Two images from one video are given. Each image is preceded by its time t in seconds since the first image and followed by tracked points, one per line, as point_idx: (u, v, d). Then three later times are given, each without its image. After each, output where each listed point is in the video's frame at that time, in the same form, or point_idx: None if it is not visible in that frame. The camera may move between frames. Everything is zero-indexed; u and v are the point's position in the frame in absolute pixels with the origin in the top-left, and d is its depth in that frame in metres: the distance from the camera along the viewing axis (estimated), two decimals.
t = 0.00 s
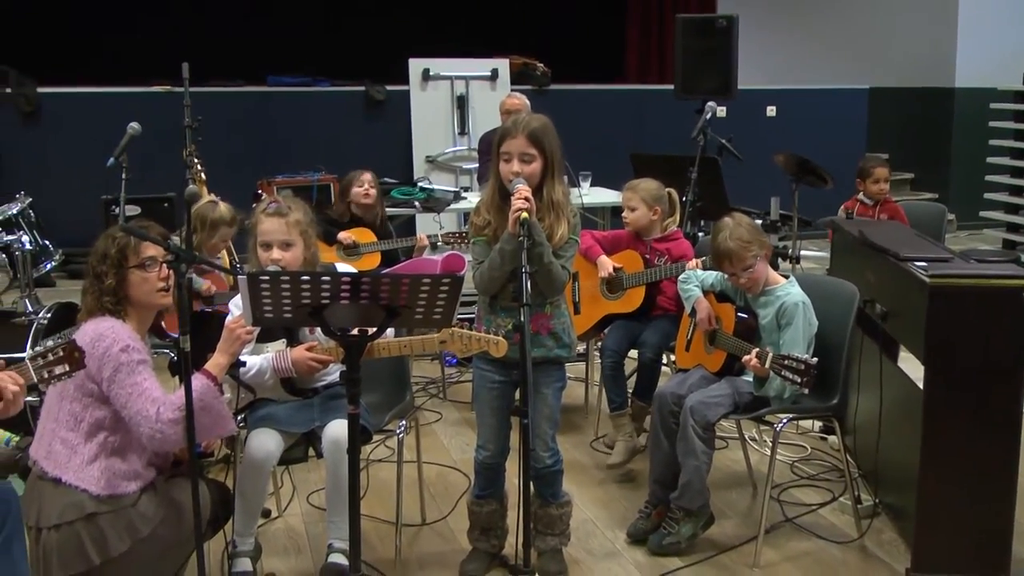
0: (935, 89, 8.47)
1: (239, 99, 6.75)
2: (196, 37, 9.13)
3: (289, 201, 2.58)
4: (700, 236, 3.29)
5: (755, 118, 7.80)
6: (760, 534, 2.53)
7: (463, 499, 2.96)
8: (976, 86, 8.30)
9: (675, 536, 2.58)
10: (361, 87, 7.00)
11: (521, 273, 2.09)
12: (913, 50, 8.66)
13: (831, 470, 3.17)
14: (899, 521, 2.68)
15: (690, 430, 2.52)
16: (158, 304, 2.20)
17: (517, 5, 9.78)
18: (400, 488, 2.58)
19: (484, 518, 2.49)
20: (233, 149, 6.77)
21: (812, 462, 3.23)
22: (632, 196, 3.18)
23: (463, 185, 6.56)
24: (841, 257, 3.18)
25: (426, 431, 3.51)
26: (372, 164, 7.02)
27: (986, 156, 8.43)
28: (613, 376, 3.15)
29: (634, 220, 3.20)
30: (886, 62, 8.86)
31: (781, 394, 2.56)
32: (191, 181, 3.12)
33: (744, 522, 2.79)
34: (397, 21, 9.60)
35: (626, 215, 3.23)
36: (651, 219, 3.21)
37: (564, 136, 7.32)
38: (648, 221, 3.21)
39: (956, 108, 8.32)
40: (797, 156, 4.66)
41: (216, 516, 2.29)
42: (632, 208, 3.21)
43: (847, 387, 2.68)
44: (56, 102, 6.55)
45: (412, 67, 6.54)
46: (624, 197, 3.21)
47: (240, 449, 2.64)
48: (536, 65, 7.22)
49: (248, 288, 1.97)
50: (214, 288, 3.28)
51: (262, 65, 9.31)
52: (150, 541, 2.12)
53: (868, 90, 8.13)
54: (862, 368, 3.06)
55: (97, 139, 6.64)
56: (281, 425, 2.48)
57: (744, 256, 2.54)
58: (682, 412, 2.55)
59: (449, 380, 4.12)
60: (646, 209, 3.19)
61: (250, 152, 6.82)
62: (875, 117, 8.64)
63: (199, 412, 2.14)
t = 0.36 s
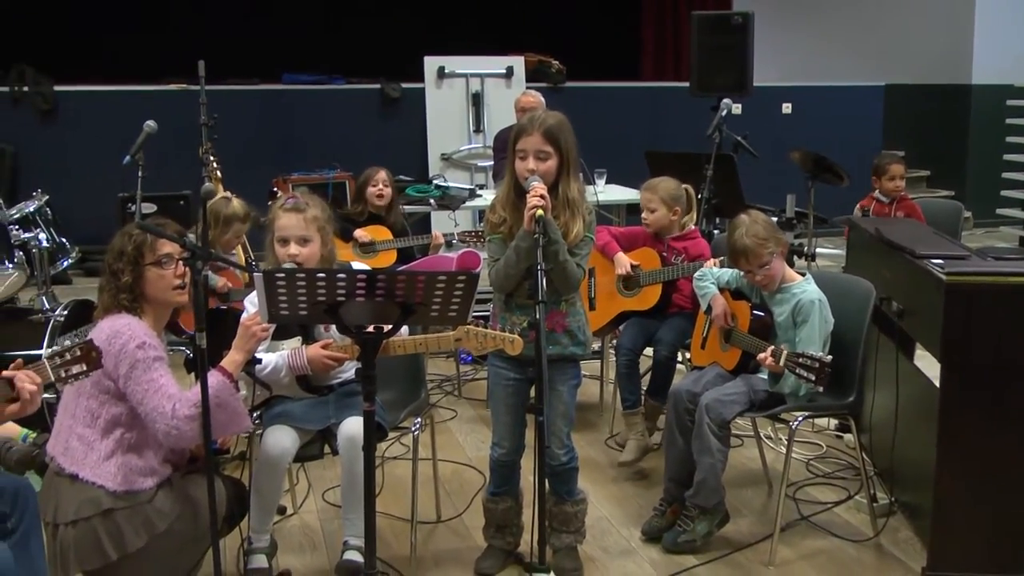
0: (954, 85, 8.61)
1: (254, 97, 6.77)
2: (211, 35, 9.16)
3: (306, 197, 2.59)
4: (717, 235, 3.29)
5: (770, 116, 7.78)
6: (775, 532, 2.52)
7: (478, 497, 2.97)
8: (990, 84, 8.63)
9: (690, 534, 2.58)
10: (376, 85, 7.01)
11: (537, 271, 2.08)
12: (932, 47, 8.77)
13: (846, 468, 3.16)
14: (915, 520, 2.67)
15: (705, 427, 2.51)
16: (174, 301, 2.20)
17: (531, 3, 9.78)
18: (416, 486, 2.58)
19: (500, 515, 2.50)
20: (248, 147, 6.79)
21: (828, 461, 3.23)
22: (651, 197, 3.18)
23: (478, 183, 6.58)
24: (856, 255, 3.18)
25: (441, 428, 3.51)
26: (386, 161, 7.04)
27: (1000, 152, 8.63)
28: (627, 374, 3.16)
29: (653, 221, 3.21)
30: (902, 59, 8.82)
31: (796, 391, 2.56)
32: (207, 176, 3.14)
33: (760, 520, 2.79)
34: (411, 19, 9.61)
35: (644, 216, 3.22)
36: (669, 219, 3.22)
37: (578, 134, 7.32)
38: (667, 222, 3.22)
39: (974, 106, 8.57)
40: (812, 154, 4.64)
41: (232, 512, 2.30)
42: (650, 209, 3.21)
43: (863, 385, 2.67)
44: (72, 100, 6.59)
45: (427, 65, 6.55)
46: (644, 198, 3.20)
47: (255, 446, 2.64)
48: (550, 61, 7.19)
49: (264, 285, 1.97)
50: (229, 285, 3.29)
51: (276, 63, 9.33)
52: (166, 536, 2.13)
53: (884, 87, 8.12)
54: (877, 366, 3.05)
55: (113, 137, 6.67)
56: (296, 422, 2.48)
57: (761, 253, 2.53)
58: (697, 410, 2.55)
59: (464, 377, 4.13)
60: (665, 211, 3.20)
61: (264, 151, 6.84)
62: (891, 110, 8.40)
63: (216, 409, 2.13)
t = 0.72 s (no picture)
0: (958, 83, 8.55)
1: (258, 98, 6.77)
2: (215, 35, 9.17)
3: (309, 198, 2.59)
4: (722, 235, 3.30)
5: (773, 115, 7.78)
6: (779, 531, 2.52)
7: (482, 496, 2.97)
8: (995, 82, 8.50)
9: (694, 533, 2.57)
10: (380, 84, 7.02)
11: (540, 271, 2.08)
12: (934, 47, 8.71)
13: (850, 467, 3.16)
14: (919, 519, 2.67)
15: (709, 427, 2.51)
16: (177, 301, 2.20)
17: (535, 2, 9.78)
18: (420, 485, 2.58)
19: (503, 515, 2.50)
20: (251, 147, 6.80)
21: (831, 460, 3.23)
22: (676, 202, 3.17)
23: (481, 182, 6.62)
24: (860, 254, 3.17)
25: (445, 428, 3.51)
26: (389, 161, 7.05)
27: (1004, 151, 8.60)
28: (631, 373, 3.18)
29: (683, 223, 3.21)
30: (905, 57, 8.80)
31: (800, 391, 2.56)
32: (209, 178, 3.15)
33: (763, 519, 2.79)
34: (415, 19, 9.62)
35: (673, 223, 3.20)
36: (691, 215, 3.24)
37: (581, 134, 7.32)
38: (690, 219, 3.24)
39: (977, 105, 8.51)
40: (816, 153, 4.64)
41: (236, 512, 2.30)
42: (675, 215, 3.20)
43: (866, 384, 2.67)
44: (76, 101, 6.59)
45: (430, 65, 6.55)
46: (670, 207, 3.17)
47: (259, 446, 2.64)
48: (553, 61, 7.19)
49: (268, 285, 1.97)
50: (232, 285, 3.30)
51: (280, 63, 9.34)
52: (171, 535, 2.13)
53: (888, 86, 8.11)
54: (881, 365, 3.05)
55: (117, 138, 6.68)
56: (300, 421, 2.48)
57: (764, 252, 2.53)
58: (701, 410, 2.55)
59: (467, 377, 4.13)
60: (688, 208, 3.21)
61: (267, 151, 6.85)
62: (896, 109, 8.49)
63: (219, 408, 2.14)
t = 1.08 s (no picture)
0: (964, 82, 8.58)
1: (262, 95, 6.77)
2: (219, 34, 9.18)
3: (313, 195, 2.59)
4: (727, 234, 3.30)
5: (778, 114, 7.78)
6: (783, 529, 2.52)
7: (486, 494, 2.98)
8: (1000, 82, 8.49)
9: (697, 532, 2.58)
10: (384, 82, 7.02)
11: (545, 268, 2.08)
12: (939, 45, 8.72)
13: (854, 467, 3.16)
14: (923, 518, 2.67)
15: (713, 425, 2.51)
16: (181, 298, 2.20)
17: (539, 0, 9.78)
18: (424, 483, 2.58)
19: (507, 513, 2.50)
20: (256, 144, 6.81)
21: (835, 459, 3.23)
22: (689, 201, 3.17)
23: (486, 180, 6.61)
24: (864, 252, 3.17)
25: (449, 426, 3.52)
26: (393, 159, 7.05)
27: (1008, 150, 8.60)
28: (637, 367, 3.17)
29: (695, 221, 3.22)
30: (910, 56, 8.79)
31: (803, 389, 2.54)
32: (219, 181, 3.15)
33: (767, 518, 2.79)
34: (420, 17, 9.61)
35: (685, 222, 3.20)
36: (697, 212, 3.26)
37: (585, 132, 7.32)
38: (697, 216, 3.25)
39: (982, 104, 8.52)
40: (820, 152, 4.64)
41: (241, 510, 2.31)
42: (688, 213, 3.20)
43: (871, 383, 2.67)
44: (80, 98, 6.60)
45: (435, 63, 6.55)
46: (684, 206, 3.16)
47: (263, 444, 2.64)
48: (558, 60, 7.20)
49: (273, 282, 1.97)
50: (238, 284, 3.30)
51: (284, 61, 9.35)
52: (175, 532, 2.13)
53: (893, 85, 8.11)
54: (885, 363, 3.05)
55: (121, 135, 6.69)
56: (305, 418, 2.48)
57: (769, 251, 2.53)
58: (705, 408, 2.55)
59: (472, 375, 4.14)
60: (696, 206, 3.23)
61: (272, 148, 6.86)
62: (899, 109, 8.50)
63: (224, 405, 2.14)
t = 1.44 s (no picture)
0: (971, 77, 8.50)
1: (271, 93, 6.79)
2: (228, 32, 9.19)
3: (323, 192, 2.59)
4: (738, 230, 3.28)
5: (787, 109, 7.77)
6: (793, 525, 2.52)
7: (496, 490, 2.98)
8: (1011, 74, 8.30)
9: (708, 528, 2.58)
10: (393, 80, 7.02)
11: (554, 265, 2.08)
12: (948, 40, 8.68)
13: (865, 463, 3.16)
14: (935, 513, 2.67)
15: (723, 421, 2.52)
16: (192, 295, 2.21)
17: None
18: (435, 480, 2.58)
19: (518, 509, 2.50)
20: (264, 142, 6.82)
21: (845, 455, 3.22)
22: (698, 199, 3.16)
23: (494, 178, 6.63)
24: (875, 247, 3.17)
25: (459, 423, 3.52)
26: (401, 156, 7.05)
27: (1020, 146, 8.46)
28: (646, 366, 3.19)
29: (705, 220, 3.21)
30: (919, 51, 8.76)
31: (814, 385, 2.52)
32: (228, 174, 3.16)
33: (777, 514, 2.79)
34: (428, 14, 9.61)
35: (695, 220, 3.19)
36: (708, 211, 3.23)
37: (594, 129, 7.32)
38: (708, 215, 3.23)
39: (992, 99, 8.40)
40: (830, 147, 4.62)
41: (252, 507, 2.31)
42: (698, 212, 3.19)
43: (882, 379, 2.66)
44: (89, 96, 6.62)
45: (443, 60, 6.56)
46: (693, 204, 3.16)
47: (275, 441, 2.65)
48: (567, 56, 7.20)
49: (283, 279, 1.97)
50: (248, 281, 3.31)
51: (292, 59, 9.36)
52: (186, 529, 2.14)
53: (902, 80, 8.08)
54: (895, 359, 3.05)
55: (130, 133, 6.70)
56: (315, 416, 2.47)
57: (779, 246, 2.53)
58: (715, 404, 2.56)
59: (481, 372, 4.14)
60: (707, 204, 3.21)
61: (280, 146, 6.87)
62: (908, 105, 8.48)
63: (235, 402, 2.14)
